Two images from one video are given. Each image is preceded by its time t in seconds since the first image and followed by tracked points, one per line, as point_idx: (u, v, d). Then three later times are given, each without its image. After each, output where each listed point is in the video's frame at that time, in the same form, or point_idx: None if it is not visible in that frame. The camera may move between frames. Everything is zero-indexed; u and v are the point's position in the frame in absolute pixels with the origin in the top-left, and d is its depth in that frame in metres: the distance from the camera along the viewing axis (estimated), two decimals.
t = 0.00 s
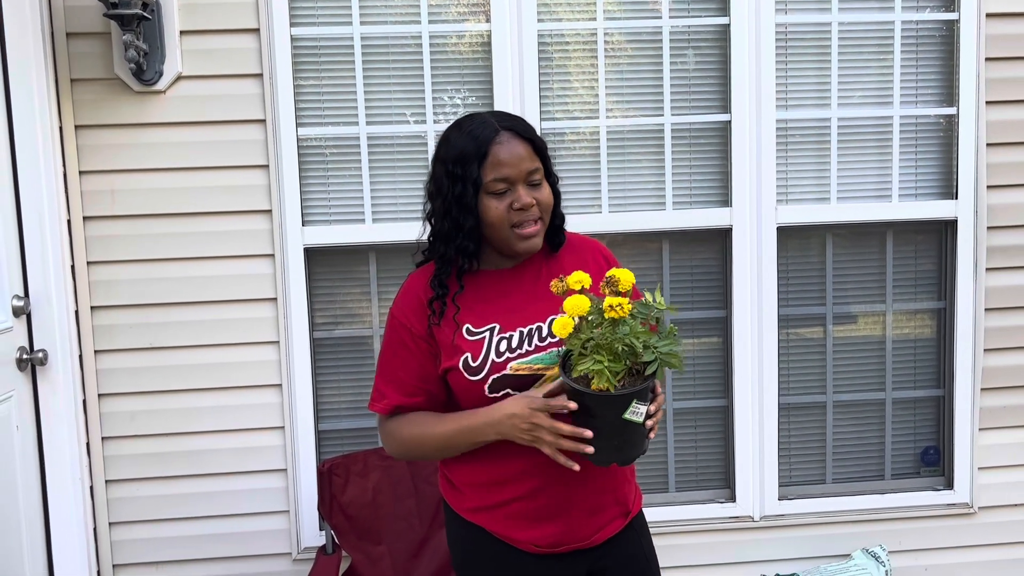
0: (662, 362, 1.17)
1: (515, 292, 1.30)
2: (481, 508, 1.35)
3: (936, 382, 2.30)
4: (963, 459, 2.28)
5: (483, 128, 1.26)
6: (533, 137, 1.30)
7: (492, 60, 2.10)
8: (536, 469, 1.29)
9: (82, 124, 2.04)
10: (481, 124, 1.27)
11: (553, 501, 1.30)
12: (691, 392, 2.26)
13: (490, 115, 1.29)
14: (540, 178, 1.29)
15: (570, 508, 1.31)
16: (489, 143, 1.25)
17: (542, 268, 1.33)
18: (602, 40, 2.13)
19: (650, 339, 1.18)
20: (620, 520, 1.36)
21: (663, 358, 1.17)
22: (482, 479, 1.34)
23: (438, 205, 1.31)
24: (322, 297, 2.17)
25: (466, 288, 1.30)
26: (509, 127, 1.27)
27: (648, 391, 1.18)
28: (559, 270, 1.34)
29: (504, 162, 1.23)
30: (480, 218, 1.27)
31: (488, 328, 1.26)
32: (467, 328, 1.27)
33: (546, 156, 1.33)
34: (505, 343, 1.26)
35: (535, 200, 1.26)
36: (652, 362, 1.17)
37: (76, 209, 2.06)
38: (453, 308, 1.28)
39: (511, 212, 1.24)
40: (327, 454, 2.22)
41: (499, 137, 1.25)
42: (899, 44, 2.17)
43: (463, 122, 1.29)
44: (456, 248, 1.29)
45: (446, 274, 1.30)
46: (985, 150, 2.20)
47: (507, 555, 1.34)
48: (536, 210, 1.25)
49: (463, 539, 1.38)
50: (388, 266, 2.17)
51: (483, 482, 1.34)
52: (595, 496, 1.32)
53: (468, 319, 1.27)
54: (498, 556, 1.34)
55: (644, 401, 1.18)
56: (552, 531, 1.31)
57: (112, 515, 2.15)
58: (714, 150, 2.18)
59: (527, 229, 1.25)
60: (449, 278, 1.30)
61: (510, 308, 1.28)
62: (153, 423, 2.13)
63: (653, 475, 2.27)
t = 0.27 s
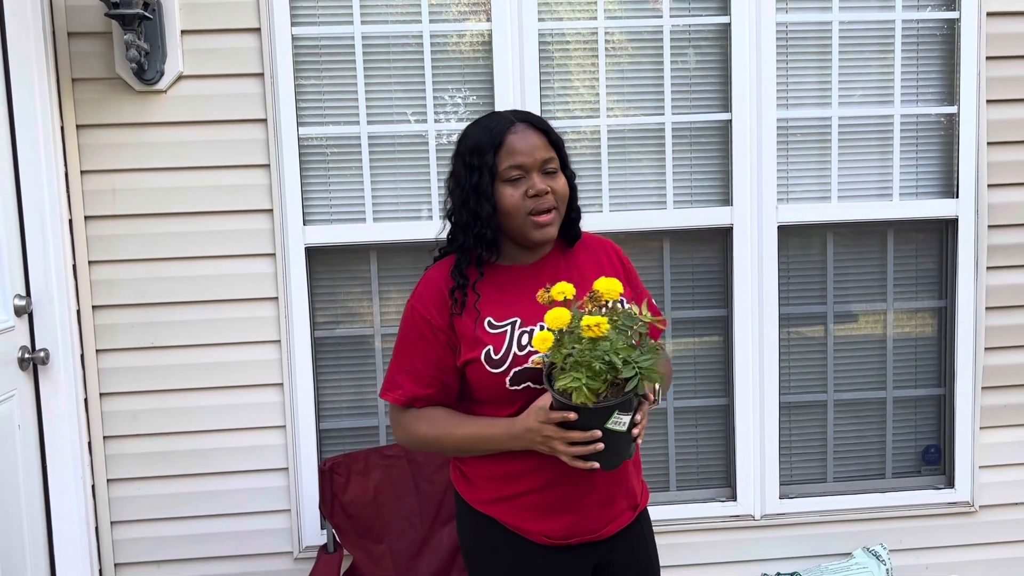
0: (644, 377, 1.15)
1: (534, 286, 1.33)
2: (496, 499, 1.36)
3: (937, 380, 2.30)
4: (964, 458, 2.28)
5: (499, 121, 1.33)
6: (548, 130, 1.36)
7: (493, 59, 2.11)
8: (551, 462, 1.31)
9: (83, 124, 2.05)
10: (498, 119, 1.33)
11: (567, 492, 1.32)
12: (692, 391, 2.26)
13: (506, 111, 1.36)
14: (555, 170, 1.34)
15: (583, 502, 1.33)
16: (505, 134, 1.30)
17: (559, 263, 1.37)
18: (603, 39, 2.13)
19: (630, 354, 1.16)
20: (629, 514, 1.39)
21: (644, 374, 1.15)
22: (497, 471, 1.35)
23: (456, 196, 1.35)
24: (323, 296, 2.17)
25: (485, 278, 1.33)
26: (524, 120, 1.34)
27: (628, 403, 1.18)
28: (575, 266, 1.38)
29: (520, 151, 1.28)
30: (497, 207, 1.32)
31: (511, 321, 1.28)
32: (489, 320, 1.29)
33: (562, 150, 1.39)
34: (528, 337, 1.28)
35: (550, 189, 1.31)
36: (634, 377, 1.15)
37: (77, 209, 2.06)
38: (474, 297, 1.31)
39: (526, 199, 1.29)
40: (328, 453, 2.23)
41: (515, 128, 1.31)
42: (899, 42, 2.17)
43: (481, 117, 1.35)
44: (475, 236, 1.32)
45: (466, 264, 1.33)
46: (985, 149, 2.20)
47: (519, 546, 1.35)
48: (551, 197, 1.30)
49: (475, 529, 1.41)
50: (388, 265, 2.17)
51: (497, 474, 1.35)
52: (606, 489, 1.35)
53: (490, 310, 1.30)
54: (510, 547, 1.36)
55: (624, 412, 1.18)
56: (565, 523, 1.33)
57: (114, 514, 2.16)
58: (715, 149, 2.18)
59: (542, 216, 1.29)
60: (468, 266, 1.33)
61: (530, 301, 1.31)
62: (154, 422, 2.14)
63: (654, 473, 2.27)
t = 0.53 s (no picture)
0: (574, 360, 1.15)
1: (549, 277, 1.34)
2: (507, 484, 1.38)
3: (937, 380, 2.30)
4: (963, 457, 2.28)
5: (522, 115, 1.36)
6: (570, 126, 1.38)
7: (492, 60, 2.11)
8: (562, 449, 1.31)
9: (83, 124, 2.05)
10: (521, 114, 1.37)
11: (576, 481, 1.33)
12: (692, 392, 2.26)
13: (531, 107, 1.39)
14: (575, 164, 1.35)
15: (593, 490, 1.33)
16: (525, 127, 1.34)
17: (578, 257, 1.38)
18: (603, 39, 2.13)
19: (560, 339, 1.15)
20: (638, 506, 1.39)
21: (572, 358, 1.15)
22: (508, 456, 1.37)
23: (480, 188, 1.39)
24: (322, 296, 2.17)
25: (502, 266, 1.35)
26: (547, 115, 1.37)
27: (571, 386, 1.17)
28: (594, 260, 1.38)
29: (538, 143, 1.31)
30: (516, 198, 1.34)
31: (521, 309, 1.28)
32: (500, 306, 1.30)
33: (585, 146, 1.41)
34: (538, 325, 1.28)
35: (567, 182, 1.32)
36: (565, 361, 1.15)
37: (76, 209, 2.06)
38: (488, 285, 1.32)
39: (542, 191, 1.31)
40: (327, 453, 2.22)
41: (535, 122, 1.34)
42: (899, 42, 2.17)
43: (506, 112, 1.39)
44: (494, 226, 1.36)
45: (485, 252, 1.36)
46: (985, 149, 2.20)
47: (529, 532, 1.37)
48: (567, 190, 1.31)
49: (490, 511, 1.43)
50: (388, 265, 2.17)
51: (509, 458, 1.36)
52: (616, 479, 1.35)
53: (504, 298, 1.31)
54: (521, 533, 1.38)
55: (568, 395, 1.17)
56: (573, 511, 1.34)
57: (113, 514, 2.15)
58: (715, 149, 2.18)
59: (557, 207, 1.30)
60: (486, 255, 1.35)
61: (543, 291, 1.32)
62: (153, 422, 2.14)
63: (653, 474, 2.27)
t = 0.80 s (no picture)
0: (530, 374, 1.24)
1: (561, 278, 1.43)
2: (518, 477, 1.47)
3: (934, 382, 2.31)
4: (961, 460, 2.28)
5: (538, 123, 1.44)
6: (585, 132, 1.44)
7: (490, 62, 2.11)
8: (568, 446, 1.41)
9: (81, 127, 2.04)
10: (538, 121, 1.45)
11: (582, 476, 1.42)
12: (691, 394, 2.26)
13: (549, 114, 1.46)
14: (589, 170, 1.42)
15: (598, 486, 1.42)
16: (539, 135, 1.41)
17: (591, 259, 1.46)
18: (601, 42, 2.13)
19: (518, 350, 1.24)
20: (644, 502, 1.46)
21: (528, 372, 1.24)
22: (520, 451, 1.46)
23: (499, 192, 1.49)
24: (321, 299, 2.17)
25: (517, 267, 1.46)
26: (562, 122, 1.44)
27: (532, 396, 1.26)
28: (605, 263, 1.46)
29: (551, 150, 1.38)
30: (530, 202, 1.43)
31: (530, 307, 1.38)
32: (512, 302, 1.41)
33: (600, 152, 1.47)
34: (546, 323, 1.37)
35: (579, 187, 1.39)
36: (522, 373, 1.25)
37: (74, 212, 2.06)
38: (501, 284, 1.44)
39: (554, 196, 1.38)
40: (326, 456, 2.22)
41: (550, 130, 1.42)
42: (896, 44, 2.17)
43: (524, 119, 1.47)
44: (511, 229, 1.45)
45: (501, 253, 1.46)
46: (982, 151, 2.21)
47: (538, 523, 1.46)
48: (578, 196, 1.38)
49: (503, 503, 1.52)
50: (386, 267, 2.17)
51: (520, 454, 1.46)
52: (621, 476, 1.43)
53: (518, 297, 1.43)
54: (530, 524, 1.47)
55: (529, 404, 1.27)
56: (580, 504, 1.43)
57: (111, 517, 2.15)
58: (713, 151, 2.19)
59: (567, 211, 1.37)
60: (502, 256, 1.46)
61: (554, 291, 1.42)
62: (152, 425, 2.13)
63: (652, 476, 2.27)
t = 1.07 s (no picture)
0: (523, 391, 1.28)
1: (566, 278, 1.45)
2: (525, 473, 1.48)
3: (931, 385, 2.31)
4: (958, 462, 2.28)
5: (550, 133, 1.44)
6: (596, 145, 1.44)
7: (487, 65, 2.11)
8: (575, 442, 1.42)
9: (78, 130, 2.04)
10: (549, 130, 1.45)
11: (589, 471, 1.42)
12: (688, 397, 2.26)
13: (560, 123, 1.46)
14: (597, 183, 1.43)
15: (606, 481, 1.43)
16: (550, 147, 1.42)
17: (596, 260, 1.47)
18: (598, 44, 2.14)
19: (512, 370, 1.27)
20: (651, 496, 1.47)
21: (521, 390, 1.28)
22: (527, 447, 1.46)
23: (508, 196, 1.50)
24: (318, 302, 2.17)
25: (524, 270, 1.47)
26: (573, 134, 1.43)
27: (527, 410, 1.30)
28: (611, 264, 1.47)
29: (561, 165, 1.40)
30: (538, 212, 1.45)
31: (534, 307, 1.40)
32: (517, 303, 1.43)
33: (610, 164, 1.47)
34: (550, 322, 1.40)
35: (586, 202, 1.41)
36: (516, 390, 1.29)
37: (71, 214, 2.06)
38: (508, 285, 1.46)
39: (561, 210, 1.41)
40: (323, 459, 2.22)
41: (560, 142, 1.42)
42: (892, 47, 2.18)
43: (536, 127, 1.46)
44: (519, 234, 1.47)
45: (509, 257, 1.48)
46: (979, 154, 2.21)
47: (548, 519, 1.46)
48: (584, 211, 1.40)
49: (513, 499, 1.52)
50: (383, 270, 2.17)
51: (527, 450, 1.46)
52: (628, 470, 1.44)
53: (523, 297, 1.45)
54: (539, 520, 1.47)
55: (525, 417, 1.31)
56: (588, 499, 1.43)
57: (109, 521, 2.15)
58: (710, 154, 2.19)
59: (573, 227, 1.40)
60: (510, 259, 1.48)
61: (559, 291, 1.44)
62: (149, 428, 2.13)
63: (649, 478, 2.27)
